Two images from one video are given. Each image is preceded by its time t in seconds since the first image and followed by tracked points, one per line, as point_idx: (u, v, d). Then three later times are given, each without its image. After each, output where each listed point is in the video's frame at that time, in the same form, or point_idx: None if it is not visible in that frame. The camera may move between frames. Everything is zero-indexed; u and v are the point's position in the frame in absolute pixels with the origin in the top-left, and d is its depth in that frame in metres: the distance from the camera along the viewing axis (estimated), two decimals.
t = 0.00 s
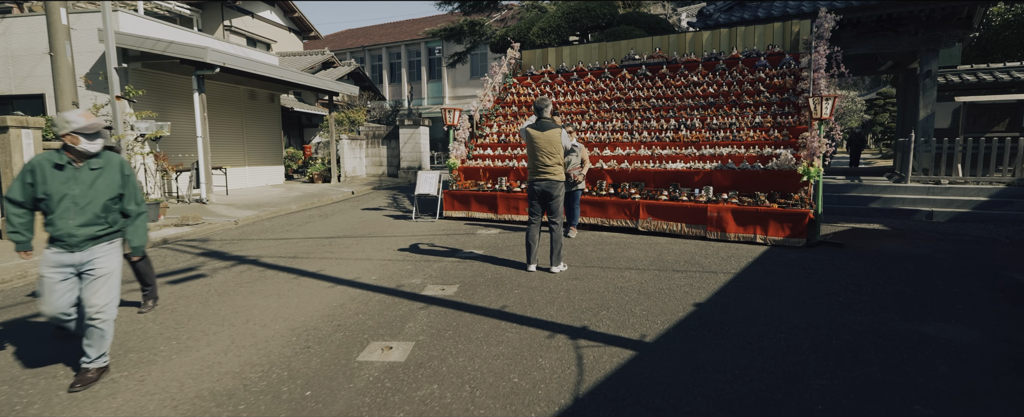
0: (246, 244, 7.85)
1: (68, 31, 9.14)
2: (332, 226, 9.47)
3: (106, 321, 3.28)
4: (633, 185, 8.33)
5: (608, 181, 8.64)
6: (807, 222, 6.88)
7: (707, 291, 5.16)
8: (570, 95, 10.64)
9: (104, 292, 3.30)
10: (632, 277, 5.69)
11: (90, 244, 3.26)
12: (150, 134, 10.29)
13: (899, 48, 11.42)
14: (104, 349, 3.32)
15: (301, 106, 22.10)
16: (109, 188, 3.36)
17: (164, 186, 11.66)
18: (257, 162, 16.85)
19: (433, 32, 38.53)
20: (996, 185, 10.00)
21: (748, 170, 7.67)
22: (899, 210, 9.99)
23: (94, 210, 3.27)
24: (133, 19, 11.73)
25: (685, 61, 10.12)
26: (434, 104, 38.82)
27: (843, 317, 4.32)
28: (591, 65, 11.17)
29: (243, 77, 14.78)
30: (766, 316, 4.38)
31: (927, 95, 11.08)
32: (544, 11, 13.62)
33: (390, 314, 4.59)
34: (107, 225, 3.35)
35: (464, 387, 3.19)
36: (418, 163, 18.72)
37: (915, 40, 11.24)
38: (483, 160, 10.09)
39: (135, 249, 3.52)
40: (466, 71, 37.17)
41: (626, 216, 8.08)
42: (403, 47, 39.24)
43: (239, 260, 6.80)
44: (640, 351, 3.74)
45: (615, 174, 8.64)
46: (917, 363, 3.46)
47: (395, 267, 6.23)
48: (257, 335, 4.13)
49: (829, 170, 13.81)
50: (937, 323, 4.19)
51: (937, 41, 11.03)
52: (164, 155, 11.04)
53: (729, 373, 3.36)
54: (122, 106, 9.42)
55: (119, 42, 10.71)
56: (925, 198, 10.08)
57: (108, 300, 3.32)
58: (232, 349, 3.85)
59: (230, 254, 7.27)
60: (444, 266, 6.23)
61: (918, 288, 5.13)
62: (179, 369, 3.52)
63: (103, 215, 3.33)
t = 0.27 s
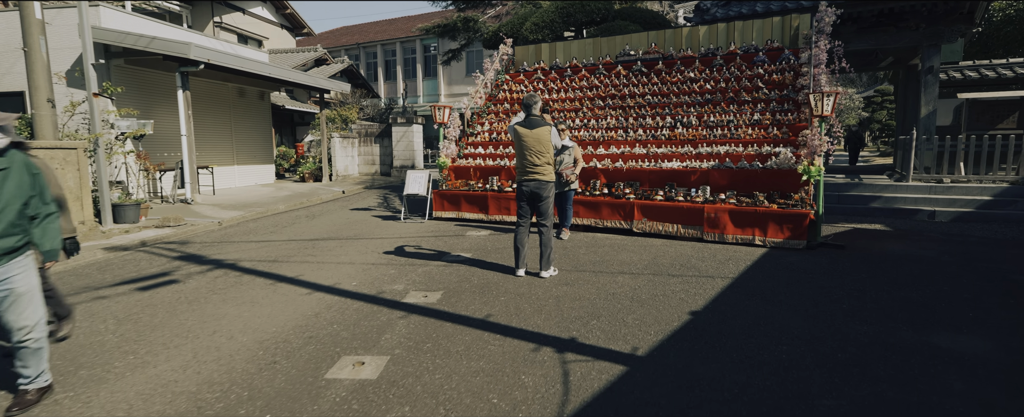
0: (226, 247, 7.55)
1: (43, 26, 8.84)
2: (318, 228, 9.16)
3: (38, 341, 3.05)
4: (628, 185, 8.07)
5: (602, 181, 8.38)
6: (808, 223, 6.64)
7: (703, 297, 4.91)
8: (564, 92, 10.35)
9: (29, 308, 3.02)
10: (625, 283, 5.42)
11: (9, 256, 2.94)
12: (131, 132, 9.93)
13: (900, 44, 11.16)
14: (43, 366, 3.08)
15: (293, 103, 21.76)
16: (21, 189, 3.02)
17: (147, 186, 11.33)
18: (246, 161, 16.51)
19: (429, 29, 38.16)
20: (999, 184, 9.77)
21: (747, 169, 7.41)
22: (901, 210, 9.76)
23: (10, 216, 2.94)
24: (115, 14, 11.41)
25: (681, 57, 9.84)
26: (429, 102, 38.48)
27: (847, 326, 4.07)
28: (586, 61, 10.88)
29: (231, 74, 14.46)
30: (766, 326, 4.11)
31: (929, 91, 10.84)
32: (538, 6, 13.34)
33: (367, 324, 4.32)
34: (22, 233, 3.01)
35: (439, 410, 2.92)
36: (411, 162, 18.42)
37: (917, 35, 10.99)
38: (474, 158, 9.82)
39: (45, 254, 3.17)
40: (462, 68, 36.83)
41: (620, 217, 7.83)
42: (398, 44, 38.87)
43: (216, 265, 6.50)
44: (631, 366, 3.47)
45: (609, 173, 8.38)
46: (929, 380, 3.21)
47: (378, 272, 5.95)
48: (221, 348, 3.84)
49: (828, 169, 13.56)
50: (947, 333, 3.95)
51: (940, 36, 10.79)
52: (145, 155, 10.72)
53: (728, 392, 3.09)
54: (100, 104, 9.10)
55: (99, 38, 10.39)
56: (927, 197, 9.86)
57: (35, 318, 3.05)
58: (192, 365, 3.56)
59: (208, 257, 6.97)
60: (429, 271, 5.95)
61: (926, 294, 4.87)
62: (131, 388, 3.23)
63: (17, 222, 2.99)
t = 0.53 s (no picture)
0: (203, 254, 7.26)
1: (15, 24, 8.53)
2: (301, 233, 8.87)
3: None
4: (620, 189, 7.83)
5: (594, 185, 8.13)
6: (806, 229, 6.41)
7: (697, 309, 4.64)
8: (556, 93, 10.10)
9: None
10: (615, 292, 5.16)
11: None
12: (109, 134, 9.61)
13: (899, 45, 10.95)
14: None
15: (284, 105, 21.46)
16: None
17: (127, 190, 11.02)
18: (235, 164, 16.20)
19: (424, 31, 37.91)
20: (1001, 188, 9.56)
21: (743, 172, 7.16)
22: (901, 214, 9.54)
23: None
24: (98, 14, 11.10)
25: (676, 58, 9.59)
26: (424, 104, 38.22)
27: (850, 342, 3.81)
28: (579, 61, 10.63)
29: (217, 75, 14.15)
30: (764, 341, 3.85)
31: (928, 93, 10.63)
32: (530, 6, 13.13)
33: (338, 339, 4.03)
34: None
35: None
36: (403, 165, 18.14)
37: (916, 36, 10.79)
38: (463, 162, 9.56)
39: None
40: (457, 70, 36.58)
41: (613, 222, 7.59)
42: (393, 46, 38.59)
43: (189, 273, 6.21)
44: (616, 388, 3.20)
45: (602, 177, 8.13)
46: (941, 404, 2.95)
47: (357, 281, 5.67)
48: (176, 368, 3.55)
49: (826, 172, 13.34)
50: (957, 349, 3.70)
51: (940, 37, 10.60)
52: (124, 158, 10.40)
53: None
54: (75, 105, 8.77)
55: (77, 36, 10.07)
56: (927, 202, 9.64)
57: None
58: (141, 388, 3.27)
59: (182, 264, 6.67)
60: (410, 280, 5.68)
61: (932, 305, 4.62)
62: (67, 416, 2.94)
63: None
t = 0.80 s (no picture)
0: (179, 259, 6.98)
1: None
2: (283, 235, 8.59)
3: None
4: (612, 190, 7.59)
5: (585, 185, 7.89)
6: (803, 231, 6.19)
7: (688, 318, 4.40)
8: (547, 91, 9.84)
9: None
10: (603, 299, 4.92)
11: None
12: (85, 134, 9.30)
13: (897, 41, 10.74)
14: None
15: (274, 104, 21.13)
16: None
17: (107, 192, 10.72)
18: (222, 164, 15.88)
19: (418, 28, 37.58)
20: (1001, 188, 9.36)
21: (738, 172, 6.94)
22: (899, 214, 9.33)
23: None
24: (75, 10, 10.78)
25: (669, 54, 9.35)
26: (419, 103, 37.89)
27: (850, 355, 3.59)
28: (570, 58, 10.37)
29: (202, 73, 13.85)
30: (759, 354, 3.62)
31: (927, 91, 10.43)
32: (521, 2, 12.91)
33: (304, 353, 3.77)
34: None
35: None
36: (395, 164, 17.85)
37: (914, 32, 10.59)
38: (451, 161, 9.30)
39: None
40: (451, 68, 36.26)
41: (604, 224, 7.35)
42: (387, 44, 38.23)
43: (159, 279, 5.92)
44: (599, 409, 2.95)
45: (592, 177, 7.88)
46: None
47: (333, 288, 5.40)
48: (124, 388, 3.28)
49: (823, 171, 13.13)
50: (963, 363, 3.47)
51: (938, 33, 10.40)
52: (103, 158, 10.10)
53: None
54: (48, 103, 8.46)
55: (53, 33, 9.75)
56: (926, 202, 9.44)
57: None
58: (81, 412, 3.00)
59: (154, 270, 6.39)
60: (390, 286, 5.42)
61: (935, 313, 4.39)
62: None
63: None
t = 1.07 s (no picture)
0: (150, 265, 6.67)
1: None
2: (264, 240, 8.29)
3: None
4: (602, 193, 7.35)
5: (575, 188, 7.65)
6: (799, 235, 5.98)
7: (679, 329, 4.15)
8: (537, 91, 9.59)
9: None
10: (590, 308, 4.67)
11: None
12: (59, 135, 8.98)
13: (894, 41, 10.53)
14: None
15: (263, 105, 20.81)
16: None
17: (84, 194, 10.39)
18: (208, 166, 15.55)
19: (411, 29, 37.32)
20: (1000, 190, 9.17)
21: (732, 175, 6.71)
22: (897, 217, 9.12)
23: None
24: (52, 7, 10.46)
25: (661, 54, 9.11)
26: (412, 104, 37.61)
27: (851, 371, 3.35)
28: (561, 58, 10.14)
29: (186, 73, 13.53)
30: (755, 371, 3.37)
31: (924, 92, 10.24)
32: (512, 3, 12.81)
33: (266, 370, 3.50)
34: None
35: None
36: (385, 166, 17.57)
37: (911, 32, 10.40)
38: (438, 163, 9.05)
39: None
40: (444, 69, 36.01)
41: (594, 228, 7.12)
42: (379, 45, 37.91)
43: (126, 287, 5.62)
44: None
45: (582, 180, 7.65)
46: None
47: (307, 297, 5.12)
48: (63, 411, 2.99)
49: (818, 173, 12.94)
50: (973, 379, 3.23)
51: (936, 32, 10.20)
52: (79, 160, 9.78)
53: None
54: (18, 103, 8.14)
55: (27, 30, 9.42)
56: (923, 204, 9.25)
57: None
58: None
59: (122, 277, 6.08)
60: (367, 295, 5.15)
61: (939, 323, 4.16)
62: None
63: None
